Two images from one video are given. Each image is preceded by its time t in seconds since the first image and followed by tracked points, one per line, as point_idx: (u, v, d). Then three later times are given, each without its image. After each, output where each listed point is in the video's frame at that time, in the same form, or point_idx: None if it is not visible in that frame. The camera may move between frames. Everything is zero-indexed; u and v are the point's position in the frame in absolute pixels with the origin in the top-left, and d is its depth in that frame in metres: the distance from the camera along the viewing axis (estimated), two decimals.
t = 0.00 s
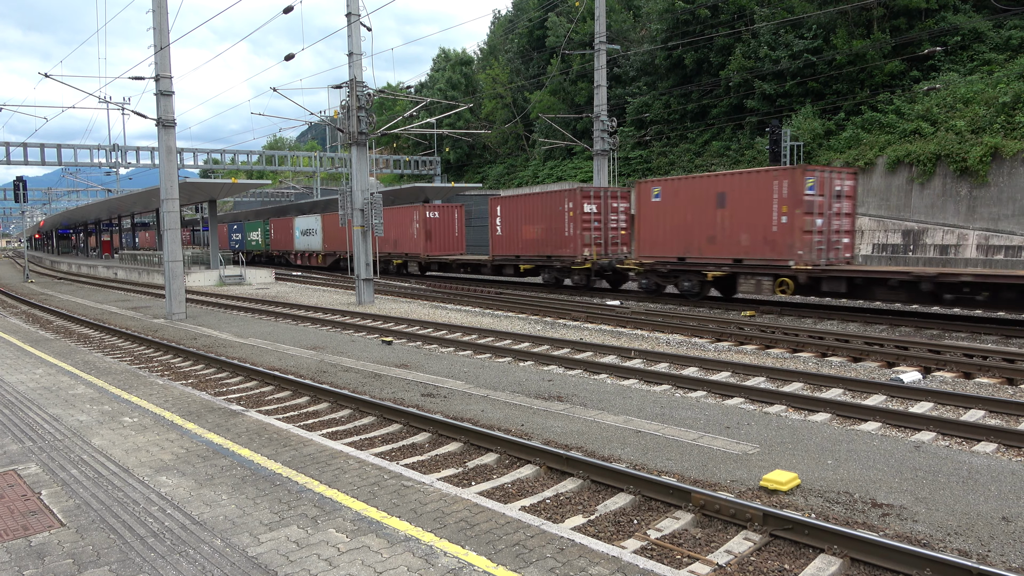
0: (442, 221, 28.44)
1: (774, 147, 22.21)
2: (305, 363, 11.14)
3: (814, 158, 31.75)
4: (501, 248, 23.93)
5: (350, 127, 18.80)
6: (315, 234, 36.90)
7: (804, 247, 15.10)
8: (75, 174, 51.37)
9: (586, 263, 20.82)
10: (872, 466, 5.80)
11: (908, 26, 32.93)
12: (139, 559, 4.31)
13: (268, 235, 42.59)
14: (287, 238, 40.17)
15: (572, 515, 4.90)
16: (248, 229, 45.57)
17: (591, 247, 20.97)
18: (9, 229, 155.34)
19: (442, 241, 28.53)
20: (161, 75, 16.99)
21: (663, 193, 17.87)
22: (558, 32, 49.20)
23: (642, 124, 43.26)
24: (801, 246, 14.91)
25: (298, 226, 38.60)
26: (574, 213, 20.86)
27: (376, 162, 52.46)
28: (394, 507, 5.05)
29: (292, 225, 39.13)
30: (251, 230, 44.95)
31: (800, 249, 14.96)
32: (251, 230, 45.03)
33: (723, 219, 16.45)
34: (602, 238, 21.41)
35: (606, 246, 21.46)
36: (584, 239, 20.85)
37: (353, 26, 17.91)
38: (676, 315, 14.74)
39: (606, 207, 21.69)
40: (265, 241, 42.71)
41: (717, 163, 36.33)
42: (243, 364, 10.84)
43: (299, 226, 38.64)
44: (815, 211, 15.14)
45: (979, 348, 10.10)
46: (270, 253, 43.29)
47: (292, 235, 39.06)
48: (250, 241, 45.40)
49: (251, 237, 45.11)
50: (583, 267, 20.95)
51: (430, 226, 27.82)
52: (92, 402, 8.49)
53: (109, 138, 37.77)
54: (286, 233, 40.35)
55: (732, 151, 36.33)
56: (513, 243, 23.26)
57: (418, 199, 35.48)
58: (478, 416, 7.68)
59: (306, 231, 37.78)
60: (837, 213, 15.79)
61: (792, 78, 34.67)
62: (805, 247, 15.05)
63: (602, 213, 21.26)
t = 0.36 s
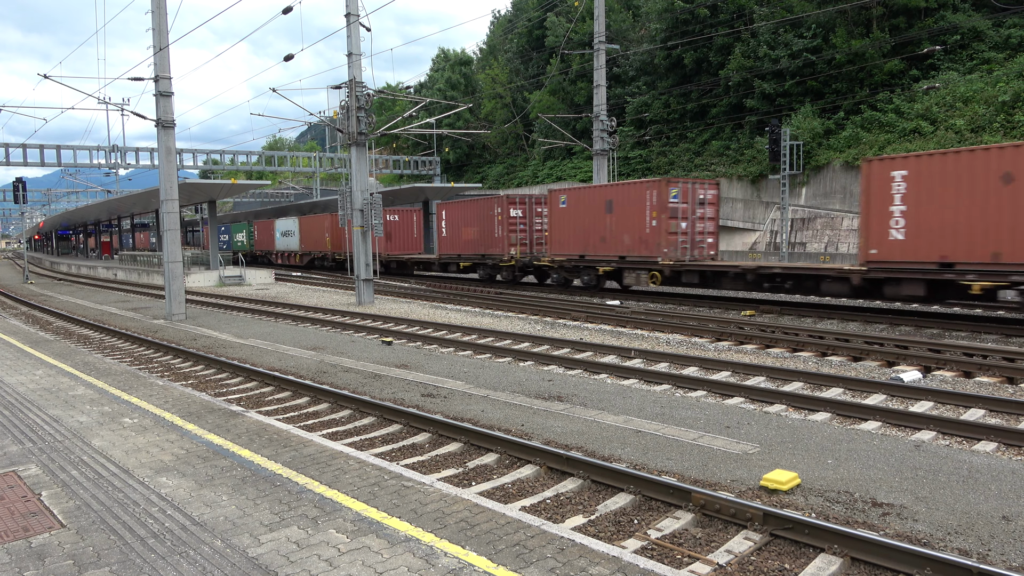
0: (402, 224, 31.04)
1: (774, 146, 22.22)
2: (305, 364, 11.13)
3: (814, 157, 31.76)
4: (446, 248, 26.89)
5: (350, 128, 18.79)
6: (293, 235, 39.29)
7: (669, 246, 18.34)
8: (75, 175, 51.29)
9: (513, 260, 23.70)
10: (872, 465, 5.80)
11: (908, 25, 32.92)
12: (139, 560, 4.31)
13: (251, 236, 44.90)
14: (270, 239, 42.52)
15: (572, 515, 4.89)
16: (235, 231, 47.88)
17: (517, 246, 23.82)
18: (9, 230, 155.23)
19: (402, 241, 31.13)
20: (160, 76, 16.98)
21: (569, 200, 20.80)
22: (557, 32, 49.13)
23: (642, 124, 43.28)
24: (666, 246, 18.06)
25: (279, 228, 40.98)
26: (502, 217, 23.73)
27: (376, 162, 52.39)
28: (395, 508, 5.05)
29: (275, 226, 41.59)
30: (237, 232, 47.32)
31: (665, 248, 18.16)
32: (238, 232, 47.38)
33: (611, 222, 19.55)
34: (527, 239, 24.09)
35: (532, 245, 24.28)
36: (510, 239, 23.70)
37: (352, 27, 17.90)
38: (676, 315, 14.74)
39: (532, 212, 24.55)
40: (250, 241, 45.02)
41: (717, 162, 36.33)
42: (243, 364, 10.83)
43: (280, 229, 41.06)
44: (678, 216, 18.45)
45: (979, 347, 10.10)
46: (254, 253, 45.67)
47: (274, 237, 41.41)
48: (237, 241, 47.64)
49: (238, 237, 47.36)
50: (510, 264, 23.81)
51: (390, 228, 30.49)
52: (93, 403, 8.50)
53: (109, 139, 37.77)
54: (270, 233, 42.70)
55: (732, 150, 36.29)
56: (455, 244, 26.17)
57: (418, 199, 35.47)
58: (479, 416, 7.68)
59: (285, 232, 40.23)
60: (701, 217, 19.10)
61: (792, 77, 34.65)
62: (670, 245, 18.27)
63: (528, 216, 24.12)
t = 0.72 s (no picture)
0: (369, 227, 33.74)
1: (774, 146, 22.24)
2: (305, 364, 11.13)
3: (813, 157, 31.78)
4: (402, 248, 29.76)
5: (350, 128, 18.80)
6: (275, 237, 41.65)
7: (574, 246, 21.36)
8: (74, 176, 51.09)
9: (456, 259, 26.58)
10: (872, 465, 5.80)
11: (907, 25, 32.93)
12: (141, 562, 4.30)
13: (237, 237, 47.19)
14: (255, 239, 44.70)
15: (573, 515, 4.90)
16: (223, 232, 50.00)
17: (461, 246, 26.72)
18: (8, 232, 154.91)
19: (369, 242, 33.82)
20: (159, 77, 16.98)
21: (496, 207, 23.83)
22: (557, 32, 49.10)
23: (641, 124, 43.30)
24: (570, 244, 21.02)
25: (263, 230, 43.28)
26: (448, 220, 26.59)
27: (376, 163, 52.36)
28: (395, 508, 5.05)
29: (258, 228, 44.11)
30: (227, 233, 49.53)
31: (570, 248, 21.19)
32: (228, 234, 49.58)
33: (528, 226, 22.63)
34: (469, 240, 26.97)
35: (474, 246, 27.16)
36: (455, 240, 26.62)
37: (352, 27, 17.91)
38: (676, 315, 14.76)
39: (474, 216, 27.48)
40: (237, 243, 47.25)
41: (717, 162, 36.35)
42: (243, 365, 10.83)
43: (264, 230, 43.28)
44: (582, 220, 21.55)
45: (979, 346, 10.09)
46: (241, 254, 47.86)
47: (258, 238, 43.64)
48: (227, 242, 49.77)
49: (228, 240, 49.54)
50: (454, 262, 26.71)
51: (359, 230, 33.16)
52: (93, 404, 8.49)
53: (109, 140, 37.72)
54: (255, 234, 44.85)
55: (732, 150, 36.27)
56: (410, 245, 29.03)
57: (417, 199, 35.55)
58: (479, 416, 7.70)
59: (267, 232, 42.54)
60: (603, 221, 22.28)
61: (792, 77, 34.67)
62: (575, 246, 21.33)
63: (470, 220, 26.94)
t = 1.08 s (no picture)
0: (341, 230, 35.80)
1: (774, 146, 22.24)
2: (306, 365, 11.11)
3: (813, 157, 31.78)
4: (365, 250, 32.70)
5: (349, 129, 18.79)
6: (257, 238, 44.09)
7: (504, 247, 24.48)
8: (75, 177, 50.61)
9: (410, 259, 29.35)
10: (872, 465, 5.80)
11: (907, 24, 32.96)
12: (141, 563, 4.30)
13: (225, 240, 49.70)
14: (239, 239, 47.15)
15: (573, 515, 4.90)
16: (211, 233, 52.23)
17: (415, 247, 29.55)
18: (8, 233, 154.91)
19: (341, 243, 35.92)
20: (158, 78, 16.98)
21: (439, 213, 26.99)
22: (556, 32, 49.10)
23: (641, 124, 43.29)
24: (497, 246, 24.13)
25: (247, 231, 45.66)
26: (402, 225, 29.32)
27: (376, 163, 52.36)
28: (395, 509, 5.05)
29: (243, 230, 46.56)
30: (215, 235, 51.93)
31: (500, 249, 24.27)
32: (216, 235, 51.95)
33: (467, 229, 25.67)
34: (422, 241, 29.67)
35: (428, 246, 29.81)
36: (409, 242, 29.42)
37: (352, 28, 17.92)
38: (676, 315, 14.79)
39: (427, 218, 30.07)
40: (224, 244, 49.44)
41: (717, 162, 36.34)
42: (243, 366, 10.83)
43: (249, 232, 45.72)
44: (510, 224, 24.61)
45: (979, 346, 10.10)
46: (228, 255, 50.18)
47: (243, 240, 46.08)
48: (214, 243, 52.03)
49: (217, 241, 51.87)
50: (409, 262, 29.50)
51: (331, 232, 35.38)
52: (93, 405, 8.48)
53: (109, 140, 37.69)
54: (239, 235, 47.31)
55: (732, 150, 36.29)
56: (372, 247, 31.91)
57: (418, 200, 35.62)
58: (479, 416, 7.71)
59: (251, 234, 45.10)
60: (532, 224, 25.40)
61: (792, 77, 34.71)
62: (504, 247, 24.42)
63: (423, 223, 29.61)
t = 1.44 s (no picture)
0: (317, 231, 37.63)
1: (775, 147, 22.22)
2: (306, 366, 11.10)
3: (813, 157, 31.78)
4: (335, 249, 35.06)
5: (350, 129, 18.79)
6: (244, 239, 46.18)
7: (449, 248, 26.76)
8: (75, 178, 50.22)
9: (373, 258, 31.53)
10: (872, 466, 5.80)
11: (907, 25, 32.97)
12: (140, 563, 4.30)
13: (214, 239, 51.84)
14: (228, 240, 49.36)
15: (573, 516, 4.90)
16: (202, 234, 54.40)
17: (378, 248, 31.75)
18: (9, 234, 154.78)
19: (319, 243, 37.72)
20: (159, 79, 16.99)
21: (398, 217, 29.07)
22: (556, 33, 49.13)
23: (641, 124, 43.24)
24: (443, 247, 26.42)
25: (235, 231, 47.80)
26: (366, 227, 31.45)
27: (376, 163, 52.33)
28: (395, 510, 5.04)
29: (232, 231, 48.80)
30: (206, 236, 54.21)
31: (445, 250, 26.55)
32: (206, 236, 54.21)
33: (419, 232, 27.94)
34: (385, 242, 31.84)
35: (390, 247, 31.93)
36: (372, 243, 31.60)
37: (352, 28, 17.93)
38: (677, 315, 14.81)
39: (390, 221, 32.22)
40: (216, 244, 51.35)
41: (717, 163, 36.33)
42: (244, 366, 10.82)
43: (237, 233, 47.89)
44: (454, 228, 26.79)
45: (979, 347, 10.10)
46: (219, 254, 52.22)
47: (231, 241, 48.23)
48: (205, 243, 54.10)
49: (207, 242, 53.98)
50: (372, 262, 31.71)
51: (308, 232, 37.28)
52: (93, 406, 8.48)
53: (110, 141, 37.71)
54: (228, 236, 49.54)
55: (732, 151, 36.30)
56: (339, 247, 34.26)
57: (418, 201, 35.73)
58: (479, 417, 7.71)
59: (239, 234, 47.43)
60: (475, 227, 27.71)
61: (792, 77, 34.71)
62: (449, 248, 26.71)
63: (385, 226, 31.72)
